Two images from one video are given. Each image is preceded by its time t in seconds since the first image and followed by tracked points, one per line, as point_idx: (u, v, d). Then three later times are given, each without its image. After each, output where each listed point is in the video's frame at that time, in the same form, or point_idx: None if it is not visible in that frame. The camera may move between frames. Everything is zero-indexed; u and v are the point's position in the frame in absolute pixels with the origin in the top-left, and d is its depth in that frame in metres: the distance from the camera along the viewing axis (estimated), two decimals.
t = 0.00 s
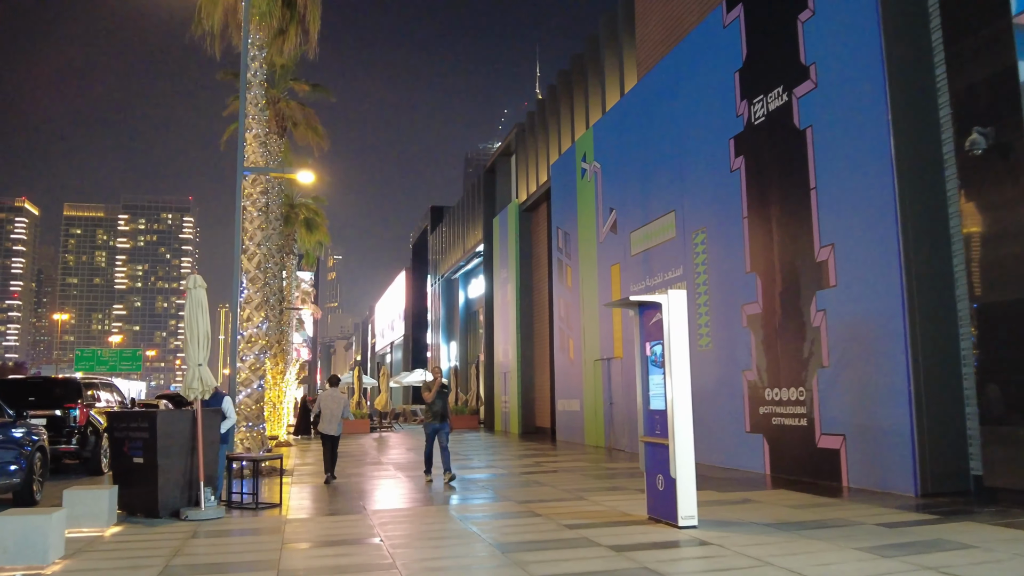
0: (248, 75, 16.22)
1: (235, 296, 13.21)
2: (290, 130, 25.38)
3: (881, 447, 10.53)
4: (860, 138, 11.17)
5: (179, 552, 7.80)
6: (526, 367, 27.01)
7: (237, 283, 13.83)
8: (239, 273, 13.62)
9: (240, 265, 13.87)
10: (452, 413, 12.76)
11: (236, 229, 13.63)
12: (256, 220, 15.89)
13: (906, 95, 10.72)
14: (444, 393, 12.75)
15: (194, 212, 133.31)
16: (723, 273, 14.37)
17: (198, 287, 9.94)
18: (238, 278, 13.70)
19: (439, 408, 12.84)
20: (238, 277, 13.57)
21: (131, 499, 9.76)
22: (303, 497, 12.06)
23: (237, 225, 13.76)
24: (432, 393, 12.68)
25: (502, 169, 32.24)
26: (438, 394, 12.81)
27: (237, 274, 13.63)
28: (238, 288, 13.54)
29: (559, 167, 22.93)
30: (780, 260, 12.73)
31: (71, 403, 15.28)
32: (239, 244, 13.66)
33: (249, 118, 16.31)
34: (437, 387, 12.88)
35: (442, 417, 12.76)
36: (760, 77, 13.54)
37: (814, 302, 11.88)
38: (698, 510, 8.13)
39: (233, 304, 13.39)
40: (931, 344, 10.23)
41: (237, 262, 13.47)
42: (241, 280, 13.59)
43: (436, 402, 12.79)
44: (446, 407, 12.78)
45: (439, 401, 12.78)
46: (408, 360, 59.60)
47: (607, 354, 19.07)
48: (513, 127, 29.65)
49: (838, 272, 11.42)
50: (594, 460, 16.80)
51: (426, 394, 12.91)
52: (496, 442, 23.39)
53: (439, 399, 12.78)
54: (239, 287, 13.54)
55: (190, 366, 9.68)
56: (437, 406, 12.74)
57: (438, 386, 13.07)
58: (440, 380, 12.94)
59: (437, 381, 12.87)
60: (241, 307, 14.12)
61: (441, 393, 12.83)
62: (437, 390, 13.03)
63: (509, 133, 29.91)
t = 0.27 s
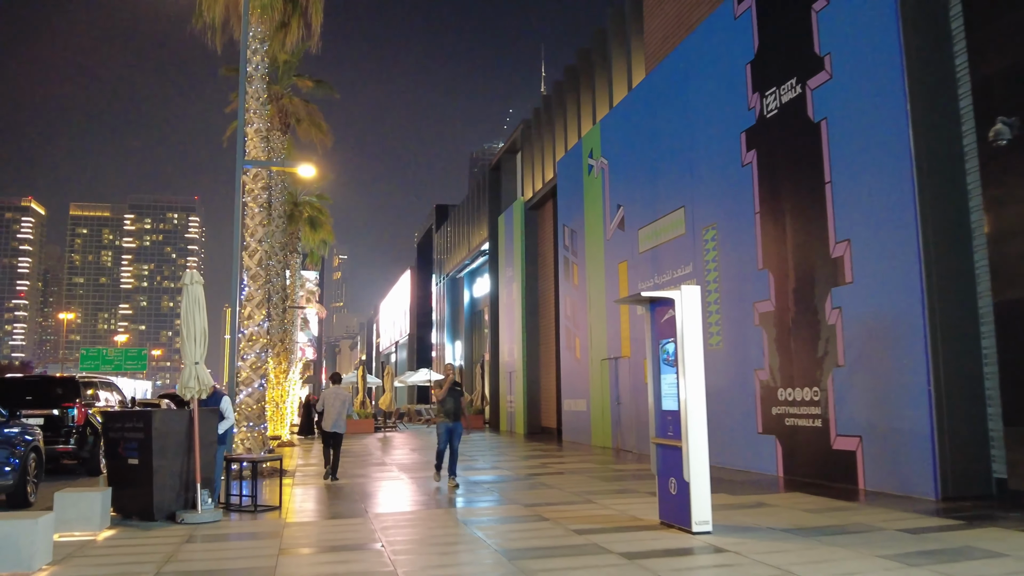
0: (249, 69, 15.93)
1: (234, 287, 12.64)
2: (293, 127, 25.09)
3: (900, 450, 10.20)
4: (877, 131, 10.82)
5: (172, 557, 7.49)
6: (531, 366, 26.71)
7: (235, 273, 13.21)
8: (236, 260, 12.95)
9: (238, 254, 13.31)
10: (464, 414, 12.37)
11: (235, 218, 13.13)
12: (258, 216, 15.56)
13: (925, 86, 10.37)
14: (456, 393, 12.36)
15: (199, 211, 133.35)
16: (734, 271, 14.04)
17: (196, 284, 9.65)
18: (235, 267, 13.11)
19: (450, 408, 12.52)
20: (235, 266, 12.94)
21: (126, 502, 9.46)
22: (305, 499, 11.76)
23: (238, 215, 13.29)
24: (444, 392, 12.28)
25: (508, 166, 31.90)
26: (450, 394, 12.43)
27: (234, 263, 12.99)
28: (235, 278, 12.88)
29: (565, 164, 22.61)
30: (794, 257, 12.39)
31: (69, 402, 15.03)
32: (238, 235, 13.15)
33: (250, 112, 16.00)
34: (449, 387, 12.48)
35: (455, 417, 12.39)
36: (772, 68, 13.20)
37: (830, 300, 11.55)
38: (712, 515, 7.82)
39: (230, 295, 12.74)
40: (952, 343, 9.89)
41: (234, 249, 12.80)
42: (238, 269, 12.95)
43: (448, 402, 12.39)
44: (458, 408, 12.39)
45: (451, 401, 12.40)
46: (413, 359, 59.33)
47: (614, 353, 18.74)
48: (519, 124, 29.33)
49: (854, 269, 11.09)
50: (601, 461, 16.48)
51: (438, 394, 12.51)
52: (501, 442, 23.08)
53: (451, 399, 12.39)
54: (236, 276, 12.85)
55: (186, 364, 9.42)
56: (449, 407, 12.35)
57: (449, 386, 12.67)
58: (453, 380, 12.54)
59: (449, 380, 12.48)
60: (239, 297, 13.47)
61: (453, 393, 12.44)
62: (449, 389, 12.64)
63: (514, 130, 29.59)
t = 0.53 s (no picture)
0: (249, 64, 15.66)
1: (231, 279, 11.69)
2: (295, 124, 24.80)
3: (916, 452, 9.88)
4: (892, 123, 10.50)
5: (163, 564, 7.21)
6: (536, 366, 26.41)
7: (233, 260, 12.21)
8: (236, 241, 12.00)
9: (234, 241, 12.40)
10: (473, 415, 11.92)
11: (233, 202, 12.34)
12: (257, 212, 15.24)
13: (942, 77, 10.06)
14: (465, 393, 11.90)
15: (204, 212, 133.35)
16: (743, 268, 13.73)
17: (190, 281, 9.34)
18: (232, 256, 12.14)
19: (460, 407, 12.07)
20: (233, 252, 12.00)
21: (119, 505, 9.20)
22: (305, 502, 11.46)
23: (234, 203, 12.50)
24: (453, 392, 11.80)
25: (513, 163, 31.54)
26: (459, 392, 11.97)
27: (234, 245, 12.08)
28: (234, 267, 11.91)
29: (571, 161, 22.31)
30: (806, 254, 12.08)
31: (66, 402, 14.80)
32: (235, 224, 12.40)
33: (250, 108, 15.77)
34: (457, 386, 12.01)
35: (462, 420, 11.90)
36: (784, 61, 12.88)
37: (843, 298, 11.24)
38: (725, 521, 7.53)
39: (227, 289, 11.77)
40: (970, 342, 9.57)
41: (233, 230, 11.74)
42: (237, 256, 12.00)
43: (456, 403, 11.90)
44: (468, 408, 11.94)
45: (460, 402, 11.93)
46: (417, 359, 59.09)
47: (620, 353, 18.43)
48: (523, 121, 29.03)
49: (868, 266, 10.78)
50: (607, 462, 16.18)
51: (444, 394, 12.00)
52: (505, 443, 22.78)
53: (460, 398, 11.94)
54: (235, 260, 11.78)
55: (180, 364, 9.06)
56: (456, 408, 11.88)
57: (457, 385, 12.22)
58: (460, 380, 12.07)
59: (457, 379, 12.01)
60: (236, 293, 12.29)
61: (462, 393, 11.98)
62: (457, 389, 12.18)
63: (519, 128, 29.30)
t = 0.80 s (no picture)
0: (245, 57, 15.40)
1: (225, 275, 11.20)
2: (294, 120, 24.47)
3: (930, 453, 9.55)
4: (905, 113, 10.17)
5: (147, 570, 6.90)
6: (538, 365, 26.08)
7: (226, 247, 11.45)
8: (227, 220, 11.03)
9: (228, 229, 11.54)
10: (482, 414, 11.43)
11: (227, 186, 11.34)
12: (253, 208, 14.87)
13: (957, 65, 9.72)
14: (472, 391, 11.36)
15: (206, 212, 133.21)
16: (750, 264, 13.40)
17: (179, 275, 9.02)
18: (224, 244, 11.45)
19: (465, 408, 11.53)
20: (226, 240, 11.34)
21: (106, 508, 8.88)
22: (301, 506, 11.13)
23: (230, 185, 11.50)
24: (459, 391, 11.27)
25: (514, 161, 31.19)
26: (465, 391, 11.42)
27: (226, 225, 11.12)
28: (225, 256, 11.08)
29: (573, 157, 21.99)
30: (815, 249, 11.75)
31: (58, 402, 14.51)
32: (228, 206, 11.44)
33: (246, 101, 15.42)
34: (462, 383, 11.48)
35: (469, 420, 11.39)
36: (792, 51, 12.55)
37: (854, 294, 10.91)
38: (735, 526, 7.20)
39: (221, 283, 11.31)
40: (987, 339, 9.24)
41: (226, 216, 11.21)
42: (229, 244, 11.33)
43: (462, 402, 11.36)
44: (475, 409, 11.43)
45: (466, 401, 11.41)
46: (419, 359, 58.77)
47: (624, 352, 18.11)
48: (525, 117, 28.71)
49: (880, 261, 10.44)
50: (611, 463, 15.85)
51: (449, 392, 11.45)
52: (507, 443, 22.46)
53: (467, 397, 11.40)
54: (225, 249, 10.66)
55: (169, 362, 8.76)
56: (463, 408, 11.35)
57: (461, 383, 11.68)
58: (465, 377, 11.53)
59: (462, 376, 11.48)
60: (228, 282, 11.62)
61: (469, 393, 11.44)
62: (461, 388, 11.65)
63: (520, 124, 28.97)
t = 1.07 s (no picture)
0: (243, 52, 15.13)
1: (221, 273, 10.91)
2: (295, 118, 24.14)
3: (948, 456, 9.25)
4: (921, 106, 9.86)
5: None
6: (542, 365, 25.79)
7: (221, 239, 11.02)
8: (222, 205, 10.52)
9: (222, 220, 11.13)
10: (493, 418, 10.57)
11: (221, 173, 10.92)
12: (251, 205, 14.57)
13: (976, 55, 9.41)
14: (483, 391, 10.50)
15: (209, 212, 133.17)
16: (760, 262, 13.10)
17: (173, 274, 8.72)
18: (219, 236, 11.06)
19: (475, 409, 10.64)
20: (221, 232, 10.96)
21: (98, 514, 8.59)
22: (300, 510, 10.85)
23: (224, 174, 11.11)
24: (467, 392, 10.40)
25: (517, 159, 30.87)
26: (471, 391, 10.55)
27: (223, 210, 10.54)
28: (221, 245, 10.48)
29: (577, 154, 21.69)
30: (827, 246, 11.45)
31: (53, 403, 14.26)
32: (224, 198, 10.98)
33: (244, 97, 15.01)
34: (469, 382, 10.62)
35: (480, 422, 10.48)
36: (802, 43, 12.23)
37: (868, 292, 10.60)
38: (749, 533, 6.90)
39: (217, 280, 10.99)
40: (1008, 338, 8.93)
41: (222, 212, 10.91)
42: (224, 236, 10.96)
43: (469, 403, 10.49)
44: (484, 411, 10.56)
45: (475, 402, 10.54)
46: (422, 359, 58.51)
47: (630, 351, 17.81)
48: (529, 115, 28.39)
49: (896, 258, 10.14)
50: (617, 465, 15.55)
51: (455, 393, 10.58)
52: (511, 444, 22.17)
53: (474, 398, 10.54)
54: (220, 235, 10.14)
55: (162, 364, 8.47)
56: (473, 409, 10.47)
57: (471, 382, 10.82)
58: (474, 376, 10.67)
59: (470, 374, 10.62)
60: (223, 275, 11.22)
61: (479, 393, 10.57)
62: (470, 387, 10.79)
63: (524, 122, 28.66)
